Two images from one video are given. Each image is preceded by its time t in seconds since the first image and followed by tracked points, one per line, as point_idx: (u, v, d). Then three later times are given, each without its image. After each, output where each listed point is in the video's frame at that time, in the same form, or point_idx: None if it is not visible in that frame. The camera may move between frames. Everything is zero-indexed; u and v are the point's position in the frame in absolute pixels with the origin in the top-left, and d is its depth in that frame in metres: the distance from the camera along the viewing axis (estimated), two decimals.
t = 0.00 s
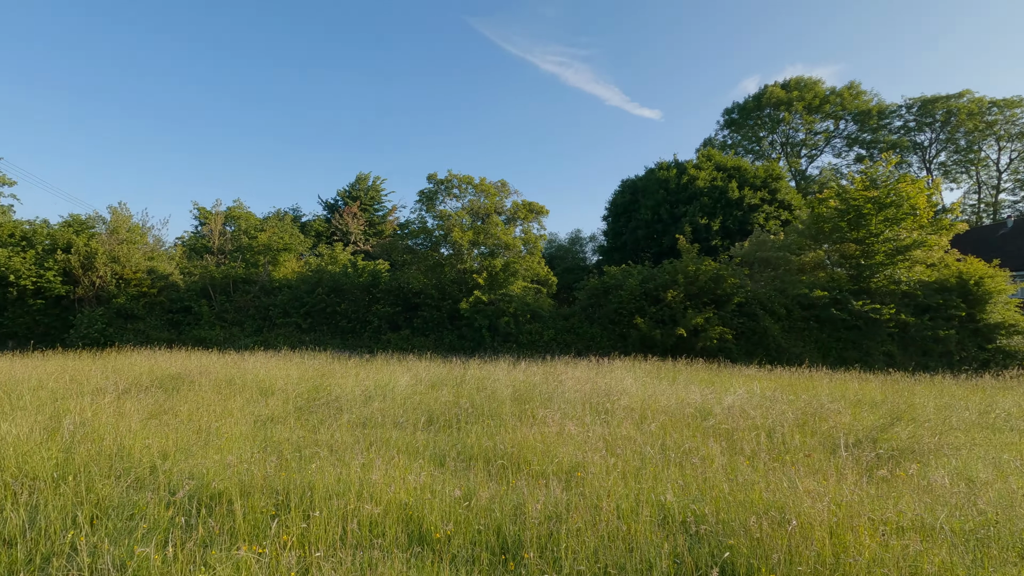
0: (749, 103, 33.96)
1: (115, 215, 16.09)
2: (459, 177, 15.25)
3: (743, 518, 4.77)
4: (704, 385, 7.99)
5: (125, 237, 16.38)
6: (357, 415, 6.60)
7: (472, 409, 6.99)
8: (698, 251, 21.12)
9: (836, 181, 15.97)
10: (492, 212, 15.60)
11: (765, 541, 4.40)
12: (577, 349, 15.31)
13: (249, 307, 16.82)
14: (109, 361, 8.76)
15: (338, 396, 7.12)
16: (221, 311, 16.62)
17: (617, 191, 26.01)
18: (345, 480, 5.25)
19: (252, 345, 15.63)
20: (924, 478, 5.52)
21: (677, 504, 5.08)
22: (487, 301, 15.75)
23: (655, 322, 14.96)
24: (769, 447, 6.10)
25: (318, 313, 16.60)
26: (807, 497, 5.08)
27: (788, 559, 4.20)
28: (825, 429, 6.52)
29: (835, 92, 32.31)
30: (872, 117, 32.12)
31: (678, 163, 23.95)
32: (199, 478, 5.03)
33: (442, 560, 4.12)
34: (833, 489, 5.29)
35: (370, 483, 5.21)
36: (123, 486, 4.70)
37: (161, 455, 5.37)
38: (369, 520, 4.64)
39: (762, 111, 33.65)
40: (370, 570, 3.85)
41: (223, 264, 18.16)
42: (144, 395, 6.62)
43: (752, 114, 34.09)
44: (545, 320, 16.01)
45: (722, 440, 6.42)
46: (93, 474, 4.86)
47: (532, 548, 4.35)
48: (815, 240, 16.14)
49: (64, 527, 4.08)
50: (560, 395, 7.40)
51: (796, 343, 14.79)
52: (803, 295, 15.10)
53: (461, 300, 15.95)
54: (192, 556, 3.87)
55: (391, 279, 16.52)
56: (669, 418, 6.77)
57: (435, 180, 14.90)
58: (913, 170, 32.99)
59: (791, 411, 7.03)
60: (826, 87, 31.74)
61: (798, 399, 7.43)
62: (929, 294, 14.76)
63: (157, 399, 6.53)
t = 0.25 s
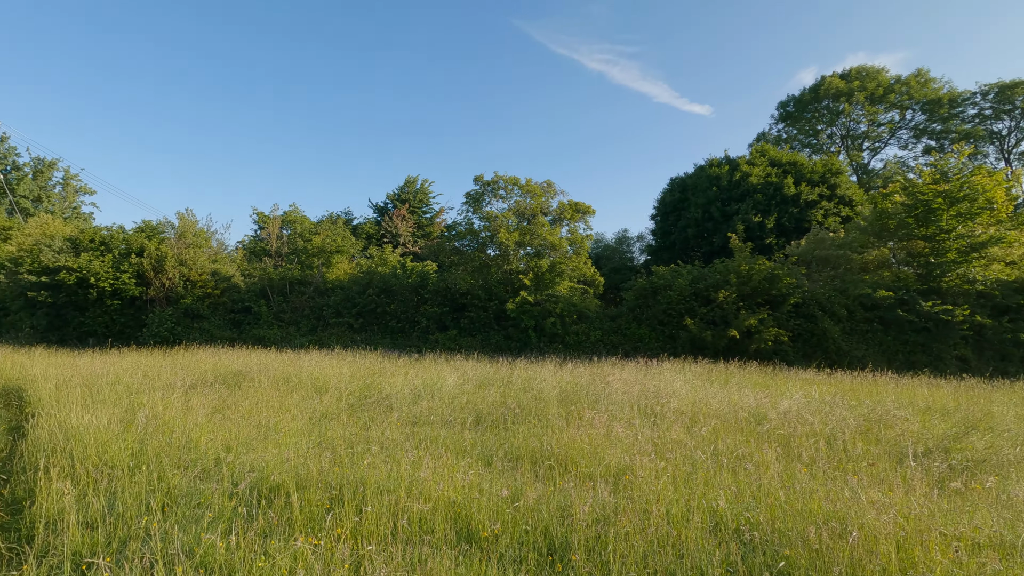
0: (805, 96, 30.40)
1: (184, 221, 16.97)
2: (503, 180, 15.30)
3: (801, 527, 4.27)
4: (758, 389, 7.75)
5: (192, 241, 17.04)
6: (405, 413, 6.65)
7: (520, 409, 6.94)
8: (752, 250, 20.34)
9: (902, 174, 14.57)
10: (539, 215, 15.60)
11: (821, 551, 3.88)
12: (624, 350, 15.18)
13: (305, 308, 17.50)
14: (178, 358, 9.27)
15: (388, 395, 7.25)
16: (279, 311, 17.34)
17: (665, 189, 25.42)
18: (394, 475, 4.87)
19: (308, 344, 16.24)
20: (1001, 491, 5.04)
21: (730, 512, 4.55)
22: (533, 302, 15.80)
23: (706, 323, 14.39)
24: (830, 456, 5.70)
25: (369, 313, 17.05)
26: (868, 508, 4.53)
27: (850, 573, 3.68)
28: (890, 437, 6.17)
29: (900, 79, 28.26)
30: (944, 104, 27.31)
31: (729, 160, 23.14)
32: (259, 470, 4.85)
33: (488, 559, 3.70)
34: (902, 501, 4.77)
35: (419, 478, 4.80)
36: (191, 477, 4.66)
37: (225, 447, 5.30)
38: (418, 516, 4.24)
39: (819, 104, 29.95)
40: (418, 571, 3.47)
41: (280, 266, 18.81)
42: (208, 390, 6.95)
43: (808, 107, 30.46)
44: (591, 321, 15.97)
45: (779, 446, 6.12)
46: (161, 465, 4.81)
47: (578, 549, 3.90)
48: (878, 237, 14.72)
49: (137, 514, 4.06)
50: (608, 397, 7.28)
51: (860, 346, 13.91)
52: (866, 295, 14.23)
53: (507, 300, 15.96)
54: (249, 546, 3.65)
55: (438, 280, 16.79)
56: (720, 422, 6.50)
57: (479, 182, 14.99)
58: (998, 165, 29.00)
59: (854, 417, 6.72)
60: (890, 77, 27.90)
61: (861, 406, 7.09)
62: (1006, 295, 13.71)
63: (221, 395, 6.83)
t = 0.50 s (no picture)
0: (846, 89, 29.42)
1: (224, 223, 17.52)
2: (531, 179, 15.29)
3: (841, 535, 4.02)
4: (795, 392, 7.59)
5: (232, 243, 17.58)
6: (437, 412, 6.69)
7: (551, 410, 6.93)
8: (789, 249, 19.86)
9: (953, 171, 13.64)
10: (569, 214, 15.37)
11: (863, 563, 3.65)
12: (656, 350, 15.03)
13: (339, 308, 17.95)
14: (220, 356, 9.59)
15: (419, 394, 7.34)
16: (314, 311, 17.85)
17: (699, 188, 24.83)
18: (426, 472, 4.78)
19: (341, 344, 16.59)
20: None
21: (765, 517, 4.33)
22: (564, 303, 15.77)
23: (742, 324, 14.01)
24: (871, 462, 5.45)
25: (401, 313, 17.29)
26: (913, 516, 4.24)
27: None
28: (935, 443, 5.92)
29: (950, 70, 26.88)
30: (997, 95, 25.68)
31: (766, 157, 22.43)
32: (295, 466, 4.69)
33: (519, 559, 3.58)
34: (949, 510, 4.49)
35: (450, 477, 4.70)
36: (232, 471, 4.52)
37: (263, 444, 5.19)
38: (449, 515, 4.11)
39: (862, 97, 28.87)
40: (450, 568, 3.34)
41: (315, 267, 19.28)
42: (247, 387, 7.21)
43: (849, 101, 29.41)
44: (622, 321, 15.86)
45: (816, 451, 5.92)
46: (201, 459, 4.71)
47: (609, 552, 3.75)
48: (924, 236, 14.10)
49: (181, 505, 3.94)
50: (639, 399, 7.22)
51: (904, 348, 13.40)
52: (911, 296, 13.64)
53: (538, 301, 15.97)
54: (283, 538, 3.50)
55: (469, 281, 17.01)
56: (755, 426, 6.34)
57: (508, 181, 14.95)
58: None
59: (897, 422, 6.50)
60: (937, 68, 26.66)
61: (905, 410, 6.86)
62: None
63: (259, 392, 7.04)
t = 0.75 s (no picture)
0: (879, 84, 28.63)
1: (255, 225, 17.95)
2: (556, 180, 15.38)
3: (877, 542, 3.84)
4: (827, 395, 7.42)
5: (261, 244, 18.00)
6: (462, 412, 6.69)
7: (576, 410, 6.91)
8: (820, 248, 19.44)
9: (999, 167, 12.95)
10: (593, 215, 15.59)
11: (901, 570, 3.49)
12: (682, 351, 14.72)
13: (365, 308, 18.20)
14: (251, 355, 9.83)
15: (444, 394, 7.39)
16: (340, 311, 18.13)
17: (726, 186, 24.43)
18: (451, 470, 4.71)
19: (368, 344, 16.85)
20: None
21: (796, 521, 4.14)
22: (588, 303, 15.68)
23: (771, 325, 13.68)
24: (906, 467, 5.28)
25: (425, 313, 17.41)
26: (954, 525, 4.04)
27: None
28: (976, 449, 5.71)
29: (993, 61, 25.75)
30: None
31: (796, 154, 21.91)
32: (324, 463, 4.64)
33: (543, 560, 3.52)
34: (992, 518, 4.29)
35: (476, 475, 4.64)
36: (263, 467, 4.47)
37: (292, 440, 5.17)
38: (474, 511, 4.12)
39: (896, 92, 28.04)
40: (474, 567, 3.30)
41: (342, 268, 19.58)
42: (276, 385, 7.38)
43: (883, 96, 28.61)
44: (647, 322, 15.66)
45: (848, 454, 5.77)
46: (232, 454, 4.73)
47: (634, 552, 3.70)
48: (963, 233, 13.63)
49: (214, 500, 3.88)
50: (666, 400, 7.14)
51: (941, 350, 12.96)
52: (950, 297, 13.12)
53: (562, 301, 15.93)
54: (313, 534, 3.45)
55: (492, 281, 17.00)
56: (785, 428, 6.20)
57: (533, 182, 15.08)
58: None
59: (935, 426, 6.31)
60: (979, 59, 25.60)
61: (943, 415, 6.65)
62: None
63: (287, 391, 7.18)
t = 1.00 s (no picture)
0: (912, 78, 27.83)
1: (280, 226, 18.32)
2: (579, 181, 15.40)
3: (910, 549, 3.69)
4: (856, 398, 7.27)
5: (288, 244, 18.36)
6: (485, 412, 6.72)
7: (599, 411, 6.89)
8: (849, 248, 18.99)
9: None
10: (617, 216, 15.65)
11: None
12: (706, 352, 14.51)
13: (388, 308, 18.42)
14: (278, 354, 10.06)
15: (467, 394, 7.44)
16: (364, 311, 18.35)
17: (752, 185, 24.02)
18: (475, 468, 4.66)
19: (391, 343, 17.06)
20: None
21: (826, 526, 3.97)
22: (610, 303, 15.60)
23: (798, 325, 13.40)
24: (941, 474, 5.08)
25: (447, 313, 17.51)
26: (992, 534, 3.88)
27: None
28: (1015, 455, 5.51)
29: None
30: None
31: (823, 152, 21.43)
32: (349, 460, 4.65)
33: (567, 560, 3.43)
34: None
35: (499, 475, 4.56)
36: (290, 464, 4.50)
37: (318, 437, 5.22)
38: (498, 511, 4.01)
39: (929, 87, 27.20)
40: (499, 567, 3.24)
41: (365, 268, 19.79)
42: (303, 383, 7.53)
43: (915, 91, 27.82)
44: (671, 323, 15.46)
45: (881, 459, 5.60)
46: (259, 450, 4.80)
47: (659, 555, 3.56)
48: (1002, 232, 13.24)
49: (244, 495, 3.92)
50: (689, 401, 7.08)
51: (978, 352, 12.52)
52: (986, 297, 12.66)
53: (584, 302, 15.87)
54: (339, 530, 3.47)
55: (514, 281, 16.96)
56: (813, 432, 6.06)
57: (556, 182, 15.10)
58: None
59: (970, 431, 6.12)
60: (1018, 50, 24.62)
61: (980, 420, 6.46)
62: None
63: (314, 389, 7.31)
